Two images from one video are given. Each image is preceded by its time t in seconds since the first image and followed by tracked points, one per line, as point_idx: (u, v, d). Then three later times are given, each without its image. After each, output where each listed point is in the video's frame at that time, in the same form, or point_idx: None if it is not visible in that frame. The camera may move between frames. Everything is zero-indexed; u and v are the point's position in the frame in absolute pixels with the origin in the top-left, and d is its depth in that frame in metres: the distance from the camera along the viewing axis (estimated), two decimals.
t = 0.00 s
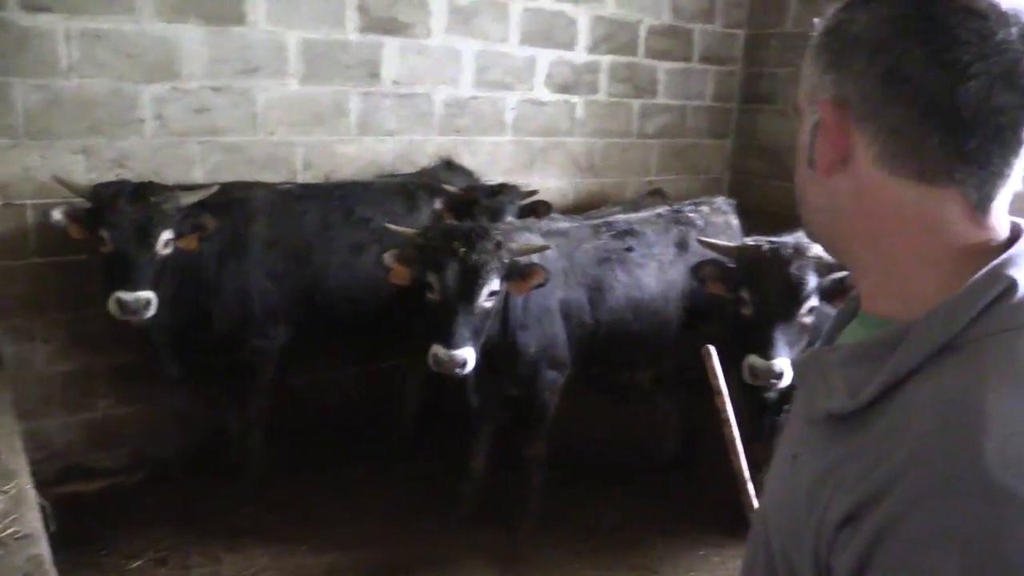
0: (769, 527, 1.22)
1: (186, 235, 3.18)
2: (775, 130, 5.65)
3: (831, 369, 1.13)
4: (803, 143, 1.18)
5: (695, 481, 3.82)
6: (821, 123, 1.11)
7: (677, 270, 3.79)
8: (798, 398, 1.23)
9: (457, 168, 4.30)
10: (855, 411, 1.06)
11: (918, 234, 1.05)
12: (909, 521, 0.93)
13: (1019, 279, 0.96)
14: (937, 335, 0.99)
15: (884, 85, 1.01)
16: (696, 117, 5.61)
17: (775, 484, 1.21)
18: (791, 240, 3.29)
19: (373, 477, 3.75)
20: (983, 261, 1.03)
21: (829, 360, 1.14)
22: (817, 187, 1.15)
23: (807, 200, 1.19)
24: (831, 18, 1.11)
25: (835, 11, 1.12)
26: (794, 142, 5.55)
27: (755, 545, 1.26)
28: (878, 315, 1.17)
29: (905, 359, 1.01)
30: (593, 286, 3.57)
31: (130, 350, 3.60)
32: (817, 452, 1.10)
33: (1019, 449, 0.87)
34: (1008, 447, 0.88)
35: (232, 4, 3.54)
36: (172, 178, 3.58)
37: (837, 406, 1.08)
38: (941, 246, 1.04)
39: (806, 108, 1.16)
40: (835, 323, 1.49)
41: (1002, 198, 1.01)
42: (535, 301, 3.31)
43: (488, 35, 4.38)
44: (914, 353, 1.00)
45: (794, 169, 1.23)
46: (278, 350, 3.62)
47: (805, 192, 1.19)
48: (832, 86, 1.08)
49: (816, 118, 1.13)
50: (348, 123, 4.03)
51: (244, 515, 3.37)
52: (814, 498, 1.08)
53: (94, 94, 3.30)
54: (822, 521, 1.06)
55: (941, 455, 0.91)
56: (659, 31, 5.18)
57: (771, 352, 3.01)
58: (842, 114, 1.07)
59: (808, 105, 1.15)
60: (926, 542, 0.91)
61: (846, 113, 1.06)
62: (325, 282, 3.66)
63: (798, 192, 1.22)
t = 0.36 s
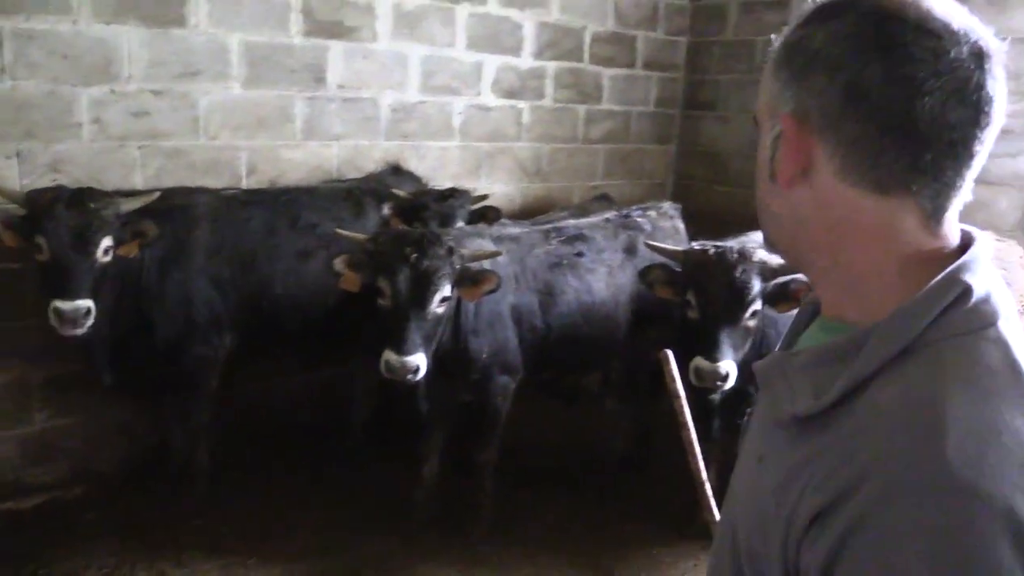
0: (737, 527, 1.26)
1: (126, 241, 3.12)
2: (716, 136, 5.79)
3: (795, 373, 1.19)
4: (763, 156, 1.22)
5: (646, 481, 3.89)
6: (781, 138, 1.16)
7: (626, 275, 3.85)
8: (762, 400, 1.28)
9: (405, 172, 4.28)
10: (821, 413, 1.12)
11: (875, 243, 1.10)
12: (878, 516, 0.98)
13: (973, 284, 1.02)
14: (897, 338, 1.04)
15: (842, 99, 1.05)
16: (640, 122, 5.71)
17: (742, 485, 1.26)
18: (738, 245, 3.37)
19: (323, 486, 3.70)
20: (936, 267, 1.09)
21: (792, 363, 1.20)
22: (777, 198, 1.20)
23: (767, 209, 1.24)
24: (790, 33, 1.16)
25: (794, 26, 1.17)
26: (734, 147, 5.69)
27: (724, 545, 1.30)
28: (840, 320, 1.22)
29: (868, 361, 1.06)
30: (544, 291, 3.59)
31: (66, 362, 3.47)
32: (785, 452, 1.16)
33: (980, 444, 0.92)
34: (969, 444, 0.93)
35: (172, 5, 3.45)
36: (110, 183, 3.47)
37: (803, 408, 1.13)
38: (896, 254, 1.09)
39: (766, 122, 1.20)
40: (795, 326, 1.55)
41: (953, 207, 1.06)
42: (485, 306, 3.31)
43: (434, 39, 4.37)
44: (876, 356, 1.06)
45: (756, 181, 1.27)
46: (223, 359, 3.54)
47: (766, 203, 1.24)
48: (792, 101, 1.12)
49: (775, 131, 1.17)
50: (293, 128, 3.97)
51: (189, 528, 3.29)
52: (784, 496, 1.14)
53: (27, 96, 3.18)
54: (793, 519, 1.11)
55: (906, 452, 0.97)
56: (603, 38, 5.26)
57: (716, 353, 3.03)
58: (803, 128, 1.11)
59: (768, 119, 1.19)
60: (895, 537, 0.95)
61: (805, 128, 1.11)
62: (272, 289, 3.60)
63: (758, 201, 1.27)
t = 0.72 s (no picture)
0: (723, 531, 1.25)
1: (90, 250, 3.05)
2: (682, 143, 5.87)
3: (780, 375, 1.17)
4: (748, 162, 1.23)
5: (618, 487, 3.91)
6: (767, 144, 1.16)
7: (596, 281, 3.88)
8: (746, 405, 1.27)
9: (374, 181, 4.26)
10: (809, 416, 1.10)
11: (859, 248, 1.11)
12: (874, 518, 0.95)
13: (958, 285, 1.03)
14: (887, 338, 1.03)
15: (823, 107, 1.06)
16: (607, 130, 5.76)
17: (727, 489, 1.24)
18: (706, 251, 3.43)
19: (292, 497, 3.66)
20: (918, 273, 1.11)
21: (777, 365, 1.18)
22: (762, 204, 1.21)
23: (751, 215, 1.25)
24: (774, 41, 1.17)
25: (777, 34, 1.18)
26: (700, 155, 5.77)
27: (712, 551, 1.29)
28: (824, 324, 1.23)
29: (857, 362, 1.05)
30: (515, 298, 3.61)
31: (26, 375, 3.39)
32: (772, 456, 1.14)
33: (973, 443, 0.92)
34: (962, 444, 0.92)
35: (135, 12, 3.40)
36: (72, 193, 3.41)
37: (791, 412, 1.12)
38: (879, 260, 1.11)
39: (750, 129, 1.21)
40: (773, 331, 1.59)
41: (936, 212, 1.07)
42: (456, 314, 3.31)
43: (403, 48, 4.37)
44: (867, 356, 1.04)
45: (739, 187, 1.28)
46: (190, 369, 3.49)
47: (751, 209, 1.25)
48: (778, 108, 1.13)
49: (762, 138, 1.18)
50: (260, 136, 3.94)
51: (154, 544, 3.21)
52: (772, 500, 1.11)
53: None
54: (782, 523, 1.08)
55: (901, 452, 0.95)
56: (570, 46, 5.30)
57: (687, 358, 3.06)
58: (790, 135, 1.12)
59: (753, 126, 1.20)
60: (891, 539, 0.93)
61: (793, 135, 1.11)
62: (239, 299, 3.57)
63: (742, 206, 1.28)
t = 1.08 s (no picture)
0: (727, 531, 1.24)
1: (77, 250, 3.02)
2: (671, 141, 5.88)
3: (787, 372, 1.17)
4: (749, 160, 1.21)
5: (610, 484, 3.92)
6: (772, 141, 1.15)
7: (587, 278, 3.88)
8: (749, 403, 1.27)
9: (364, 179, 4.25)
10: (816, 413, 1.10)
11: (866, 244, 1.10)
12: (886, 514, 0.94)
13: (964, 279, 1.03)
14: (895, 334, 1.03)
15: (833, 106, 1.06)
16: (596, 127, 5.77)
17: (731, 489, 1.23)
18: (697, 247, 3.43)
19: (283, 497, 3.65)
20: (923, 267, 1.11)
21: (781, 362, 1.19)
22: (765, 202, 1.20)
23: (752, 213, 1.24)
24: (774, 37, 1.16)
25: (778, 30, 1.16)
26: (689, 152, 5.79)
27: (713, 552, 1.29)
28: (825, 319, 1.23)
29: (864, 358, 1.05)
30: (505, 295, 3.61)
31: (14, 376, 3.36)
32: (779, 453, 1.14)
33: (983, 436, 0.91)
34: (974, 437, 0.91)
35: (122, 9, 3.38)
36: (58, 192, 3.38)
37: (799, 408, 1.11)
38: (886, 257, 1.10)
39: (750, 125, 1.20)
40: (770, 327, 1.62)
41: (941, 206, 1.07)
42: (447, 312, 3.30)
43: (392, 45, 4.36)
44: (873, 351, 1.04)
45: (736, 183, 1.27)
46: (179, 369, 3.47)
47: (751, 207, 1.24)
48: (785, 106, 1.12)
49: (766, 135, 1.16)
50: (248, 134, 3.92)
51: (144, 546, 3.19)
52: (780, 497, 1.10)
53: None
54: (790, 521, 1.07)
55: (912, 447, 0.94)
56: (559, 44, 5.31)
57: (680, 356, 3.07)
58: (798, 131, 1.11)
59: (753, 122, 1.19)
60: (904, 536, 0.91)
61: (801, 132, 1.10)
62: (228, 299, 3.56)
63: (741, 205, 1.27)
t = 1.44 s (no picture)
0: (738, 529, 1.24)
1: (87, 249, 3.02)
2: (675, 140, 5.87)
3: (800, 369, 1.17)
4: (838, 184, 1.07)
5: (616, 484, 3.91)
6: (888, 161, 1.05)
7: (592, 278, 3.87)
8: (759, 399, 1.27)
9: (369, 179, 4.25)
10: (830, 409, 1.09)
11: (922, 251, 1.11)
12: (904, 509, 0.93)
13: (979, 276, 1.03)
14: (910, 328, 1.03)
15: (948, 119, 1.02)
16: (601, 127, 5.76)
17: (741, 486, 1.23)
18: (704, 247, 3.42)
19: (290, 497, 3.65)
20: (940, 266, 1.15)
21: (794, 359, 1.19)
22: (852, 224, 1.09)
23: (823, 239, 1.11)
24: (861, 42, 1.04)
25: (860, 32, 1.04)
26: (694, 151, 5.77)
27: (725, 553, 1.28)
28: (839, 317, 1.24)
29: (879, 354, 1.04)
30: (511, 295, 3.60)
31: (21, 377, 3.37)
32: (791, 449, 1.13)
33: (999, 429, 0.91)
34: (990, 429, 0.91)
35: (126, 11, 3.38)
36: (64, 194, 3.38)
37: (813, 404, 1.11)
38: (938, 262, 1.12)
39: (839, 145, 1.05)
40: (781, 325, 1.61)
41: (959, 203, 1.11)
42: (453, 313, 3.30)
43: (395, 45, 4.35)
44: (887, 347, 1.04)
45: (784, 206, 1.12)
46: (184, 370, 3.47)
47: (815, 230, 1.11)
48: (912, 124, 1.02)
49: (880, 157, 1.05)
50: (253, 135, 3.92)
51: (150, 547, 3.19)
52: (792, 494, 1.10)
53: None
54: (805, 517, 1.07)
55: (927, 441, 0.94)
56: (563, 44, 5.30)
57: (686, 356, 3.06)
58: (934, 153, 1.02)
59: (845, 141, 1.05)
60: (923, 530, 0.91)
61: (937, 155, 1.02)
62: (233, 300, 3.56)
63: (794, 230, 1.12)
